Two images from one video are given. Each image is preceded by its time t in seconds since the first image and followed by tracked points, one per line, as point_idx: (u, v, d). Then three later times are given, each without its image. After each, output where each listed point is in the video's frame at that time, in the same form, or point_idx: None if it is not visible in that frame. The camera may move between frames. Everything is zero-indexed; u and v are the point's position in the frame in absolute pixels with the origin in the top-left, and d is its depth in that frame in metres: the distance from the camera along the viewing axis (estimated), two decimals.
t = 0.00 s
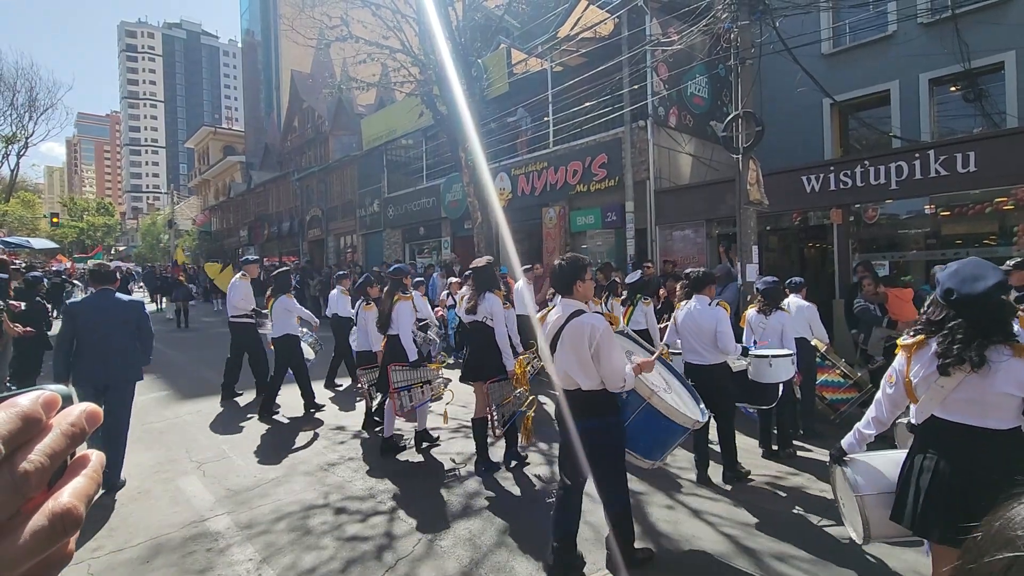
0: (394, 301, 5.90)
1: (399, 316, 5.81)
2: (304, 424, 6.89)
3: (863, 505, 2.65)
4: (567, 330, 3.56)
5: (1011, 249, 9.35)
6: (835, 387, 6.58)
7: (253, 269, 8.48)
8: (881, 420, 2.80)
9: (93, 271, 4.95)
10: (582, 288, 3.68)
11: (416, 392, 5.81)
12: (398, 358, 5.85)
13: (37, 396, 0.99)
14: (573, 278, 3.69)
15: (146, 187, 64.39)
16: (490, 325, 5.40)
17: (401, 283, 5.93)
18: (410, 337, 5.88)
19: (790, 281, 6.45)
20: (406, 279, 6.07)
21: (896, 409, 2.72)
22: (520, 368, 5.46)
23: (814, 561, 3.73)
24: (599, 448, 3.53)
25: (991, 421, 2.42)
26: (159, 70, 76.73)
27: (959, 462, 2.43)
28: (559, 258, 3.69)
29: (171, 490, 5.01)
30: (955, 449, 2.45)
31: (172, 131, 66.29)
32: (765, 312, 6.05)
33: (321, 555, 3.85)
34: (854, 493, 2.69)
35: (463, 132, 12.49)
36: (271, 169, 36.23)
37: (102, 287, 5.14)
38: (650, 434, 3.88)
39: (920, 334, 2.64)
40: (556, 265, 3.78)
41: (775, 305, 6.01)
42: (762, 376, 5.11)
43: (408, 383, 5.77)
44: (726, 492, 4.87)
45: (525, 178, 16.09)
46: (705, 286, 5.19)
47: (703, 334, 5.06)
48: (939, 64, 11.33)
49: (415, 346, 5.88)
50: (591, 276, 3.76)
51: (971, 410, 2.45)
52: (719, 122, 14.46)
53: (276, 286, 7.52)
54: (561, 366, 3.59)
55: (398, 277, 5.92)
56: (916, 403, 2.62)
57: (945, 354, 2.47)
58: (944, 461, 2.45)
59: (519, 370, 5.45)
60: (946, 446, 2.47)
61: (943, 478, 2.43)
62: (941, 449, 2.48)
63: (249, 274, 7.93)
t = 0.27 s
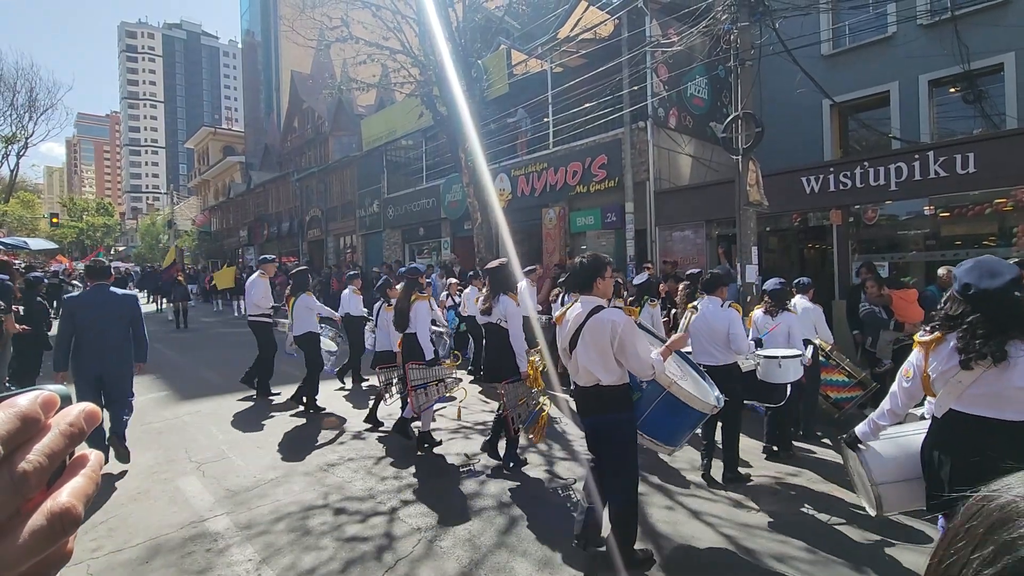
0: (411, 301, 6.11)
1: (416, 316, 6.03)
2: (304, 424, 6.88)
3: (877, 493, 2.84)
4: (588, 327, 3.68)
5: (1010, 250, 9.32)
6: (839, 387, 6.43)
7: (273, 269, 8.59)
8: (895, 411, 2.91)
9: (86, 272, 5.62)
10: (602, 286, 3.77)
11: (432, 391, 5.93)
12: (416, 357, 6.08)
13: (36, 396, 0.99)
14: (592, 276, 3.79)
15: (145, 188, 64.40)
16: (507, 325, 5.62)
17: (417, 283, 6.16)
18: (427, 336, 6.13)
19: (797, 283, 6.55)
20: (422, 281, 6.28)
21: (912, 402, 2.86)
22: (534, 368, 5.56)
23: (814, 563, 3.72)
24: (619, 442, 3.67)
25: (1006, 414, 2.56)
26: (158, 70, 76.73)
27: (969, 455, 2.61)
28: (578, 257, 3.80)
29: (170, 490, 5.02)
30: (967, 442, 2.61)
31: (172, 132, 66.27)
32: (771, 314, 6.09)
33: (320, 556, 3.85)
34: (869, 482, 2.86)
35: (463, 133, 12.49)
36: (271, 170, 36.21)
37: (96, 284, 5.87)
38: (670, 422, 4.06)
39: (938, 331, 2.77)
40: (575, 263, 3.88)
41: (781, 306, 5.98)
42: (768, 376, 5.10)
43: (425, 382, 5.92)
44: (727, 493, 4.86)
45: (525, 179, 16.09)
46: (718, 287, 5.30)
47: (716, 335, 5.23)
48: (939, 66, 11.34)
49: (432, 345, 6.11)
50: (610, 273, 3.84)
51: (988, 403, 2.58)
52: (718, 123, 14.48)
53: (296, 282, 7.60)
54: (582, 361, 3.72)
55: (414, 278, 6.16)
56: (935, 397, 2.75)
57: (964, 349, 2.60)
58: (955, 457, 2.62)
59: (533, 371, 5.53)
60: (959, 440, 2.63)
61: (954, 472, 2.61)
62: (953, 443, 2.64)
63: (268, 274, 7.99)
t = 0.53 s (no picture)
0: (423, 300, 6.19)
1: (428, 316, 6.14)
2: (304, 425, 6.88)
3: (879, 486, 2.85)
4: (596, 324, 3.74)
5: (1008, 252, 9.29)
6: (840, 386, 6.48)
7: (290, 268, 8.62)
8: (900, 409, 2.91)
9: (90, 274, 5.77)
10: (610, 285, 3.82)
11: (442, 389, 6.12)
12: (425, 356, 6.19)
13: (37, 393, 1.00)
14: (600, 275, 3.83)
15: (145, 188, 64.38)
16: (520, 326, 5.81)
17: (428, 282, 6.22)
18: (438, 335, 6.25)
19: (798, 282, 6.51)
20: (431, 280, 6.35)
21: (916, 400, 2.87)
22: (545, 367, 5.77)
23: (814, 563, 3.72)
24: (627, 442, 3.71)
25: (1009, 411, 2.58)
26: (158, 71, 76.73)
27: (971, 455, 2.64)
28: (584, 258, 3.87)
29: (171, 490, 5.02)
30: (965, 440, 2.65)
31: (172, 132, 66.27)
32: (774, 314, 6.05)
33: (321, 556, 3.86)
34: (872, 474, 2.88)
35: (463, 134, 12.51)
36: (270, 170, 36.22)
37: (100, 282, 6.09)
38: (676, 421, 4.06)
39: (940, 333, 2.79)
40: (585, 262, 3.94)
41: (784, 307, 5.98)
42: (773, 378, 5.25)
43: (436, 380, 6.10)
44: (726, 494, 4.86)
45: (525, 180, 16.10)
46: (723, 288, 5.33)
47: (719, 335, 5.24)
48: (938, 67, 11.35)
49: (442, 343, 6.22)
50: (618, 272, 3.89)
51: (991, 402, 2.60)
52: (718, 124, 14.49)
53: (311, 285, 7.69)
54: (590, 358, 3.78)
55: (424, 277, 6.22)
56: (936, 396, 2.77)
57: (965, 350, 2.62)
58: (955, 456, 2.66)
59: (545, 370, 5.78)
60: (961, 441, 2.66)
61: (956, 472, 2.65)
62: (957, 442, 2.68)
63: (285, 274, 8.00)
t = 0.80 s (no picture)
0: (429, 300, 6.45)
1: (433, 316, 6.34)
2: (304, 425, 6.88)
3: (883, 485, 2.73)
4: (602, 322, 3.91)
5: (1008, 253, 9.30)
6: (841, 386, 6.61)
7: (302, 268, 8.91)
8: (899, 404, 2.94)
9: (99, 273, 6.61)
10: (618, 284, 4.01)
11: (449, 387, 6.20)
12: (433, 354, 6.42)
13: (50, 394, 1.00)
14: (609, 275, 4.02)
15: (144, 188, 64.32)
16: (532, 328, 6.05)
17: (434, 282, 6.45)
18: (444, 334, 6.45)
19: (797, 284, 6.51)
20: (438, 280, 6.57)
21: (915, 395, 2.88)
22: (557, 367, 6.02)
23: (813, 564, 3.72)
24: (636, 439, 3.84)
25: (1003, 404, 2.61)
26: (158, 70, 76.67)
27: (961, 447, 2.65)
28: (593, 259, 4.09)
29: (171, 491, 5.02)
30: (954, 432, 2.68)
31: (171, 132, 66.21)
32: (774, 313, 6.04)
33: (321, 557, 3.85)
34: (873, 469, 2.75)
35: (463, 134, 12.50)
36: (270, 171, 36.19)
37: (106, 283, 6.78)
38: (685, 419, 3.98)
39: (934, 329, 2.81)
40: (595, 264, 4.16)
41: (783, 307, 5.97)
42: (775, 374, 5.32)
43: (442, 378, 6.19)
44: (726, 495, 4.85)
45: (525, 180, 16.10)
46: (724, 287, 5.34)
47: (720, 334, 5.29)
48: (938, 69, 11.37)
49: (448, 342, 6.45)
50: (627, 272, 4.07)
51: (985, 396, 2.62)
52: (718, 125, 14.50)
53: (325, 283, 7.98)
54: (595, 354, 3.95)
55: (430, 278, 6.43)
56: (933, 390, 2.80)
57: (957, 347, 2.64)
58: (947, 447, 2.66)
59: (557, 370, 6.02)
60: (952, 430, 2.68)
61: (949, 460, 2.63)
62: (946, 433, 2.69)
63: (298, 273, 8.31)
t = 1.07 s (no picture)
0: (439, 300, 6.45)
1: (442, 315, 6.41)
2: (304, 425, 6.88)
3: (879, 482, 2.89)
4: (619, 322, 4.00)
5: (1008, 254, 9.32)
6: (843, 387, 6.59)
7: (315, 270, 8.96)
8: (908, 404, 3.05)
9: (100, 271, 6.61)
10: (631, 285, 4.12)
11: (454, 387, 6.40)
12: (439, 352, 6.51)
13: (59, 395, 1.00)
14: (622, 277, 4.15)
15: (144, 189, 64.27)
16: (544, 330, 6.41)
17: (445, 283, 6.49)
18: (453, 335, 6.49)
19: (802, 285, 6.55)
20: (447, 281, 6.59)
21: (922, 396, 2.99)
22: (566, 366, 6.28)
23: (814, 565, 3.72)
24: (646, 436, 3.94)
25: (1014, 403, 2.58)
26: (157, 71, 76.61)
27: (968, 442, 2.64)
28: (606, 261, 4.20)
29: (170, 492, 5.02)
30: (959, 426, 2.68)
31: (171, 133, 66.19)
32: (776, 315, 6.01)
33: (320, 558, 3.85)
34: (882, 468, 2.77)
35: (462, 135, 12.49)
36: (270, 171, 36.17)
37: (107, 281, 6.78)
38: (696, 419, 4.18)
39: (943, 330, 2.84)
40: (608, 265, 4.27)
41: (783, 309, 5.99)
42: (779, 375, 5.37)
43: (449, 376, 6.42)
44: (726, 496, 4.85)
45: (524, 181, 16.10)
46: (728, 288, 5.35)
47: (724, 334, 5.26)
48: (937, 70, 11.37)
49: (456, 342, 6.48)
50: (638, 274, 4.20)
51: (992, 393, 2.61)
52: (717, 126, 14.49)
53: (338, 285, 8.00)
54: (612, 354, 4.01)
55: (442, 279, 6.48)
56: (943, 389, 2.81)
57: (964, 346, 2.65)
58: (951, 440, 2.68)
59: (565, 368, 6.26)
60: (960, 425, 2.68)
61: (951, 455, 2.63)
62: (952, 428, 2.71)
63: (310, 275, 8.40)
